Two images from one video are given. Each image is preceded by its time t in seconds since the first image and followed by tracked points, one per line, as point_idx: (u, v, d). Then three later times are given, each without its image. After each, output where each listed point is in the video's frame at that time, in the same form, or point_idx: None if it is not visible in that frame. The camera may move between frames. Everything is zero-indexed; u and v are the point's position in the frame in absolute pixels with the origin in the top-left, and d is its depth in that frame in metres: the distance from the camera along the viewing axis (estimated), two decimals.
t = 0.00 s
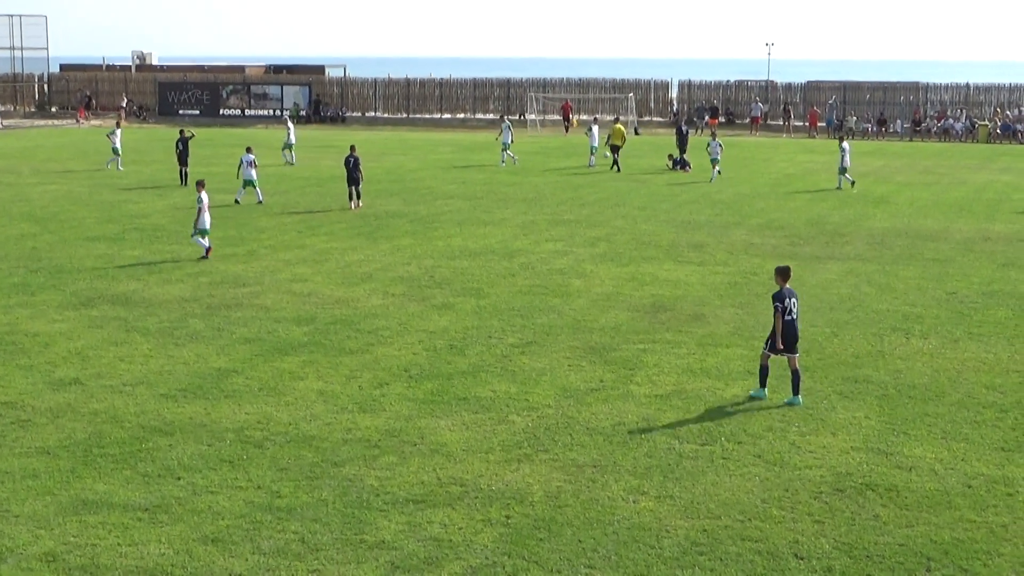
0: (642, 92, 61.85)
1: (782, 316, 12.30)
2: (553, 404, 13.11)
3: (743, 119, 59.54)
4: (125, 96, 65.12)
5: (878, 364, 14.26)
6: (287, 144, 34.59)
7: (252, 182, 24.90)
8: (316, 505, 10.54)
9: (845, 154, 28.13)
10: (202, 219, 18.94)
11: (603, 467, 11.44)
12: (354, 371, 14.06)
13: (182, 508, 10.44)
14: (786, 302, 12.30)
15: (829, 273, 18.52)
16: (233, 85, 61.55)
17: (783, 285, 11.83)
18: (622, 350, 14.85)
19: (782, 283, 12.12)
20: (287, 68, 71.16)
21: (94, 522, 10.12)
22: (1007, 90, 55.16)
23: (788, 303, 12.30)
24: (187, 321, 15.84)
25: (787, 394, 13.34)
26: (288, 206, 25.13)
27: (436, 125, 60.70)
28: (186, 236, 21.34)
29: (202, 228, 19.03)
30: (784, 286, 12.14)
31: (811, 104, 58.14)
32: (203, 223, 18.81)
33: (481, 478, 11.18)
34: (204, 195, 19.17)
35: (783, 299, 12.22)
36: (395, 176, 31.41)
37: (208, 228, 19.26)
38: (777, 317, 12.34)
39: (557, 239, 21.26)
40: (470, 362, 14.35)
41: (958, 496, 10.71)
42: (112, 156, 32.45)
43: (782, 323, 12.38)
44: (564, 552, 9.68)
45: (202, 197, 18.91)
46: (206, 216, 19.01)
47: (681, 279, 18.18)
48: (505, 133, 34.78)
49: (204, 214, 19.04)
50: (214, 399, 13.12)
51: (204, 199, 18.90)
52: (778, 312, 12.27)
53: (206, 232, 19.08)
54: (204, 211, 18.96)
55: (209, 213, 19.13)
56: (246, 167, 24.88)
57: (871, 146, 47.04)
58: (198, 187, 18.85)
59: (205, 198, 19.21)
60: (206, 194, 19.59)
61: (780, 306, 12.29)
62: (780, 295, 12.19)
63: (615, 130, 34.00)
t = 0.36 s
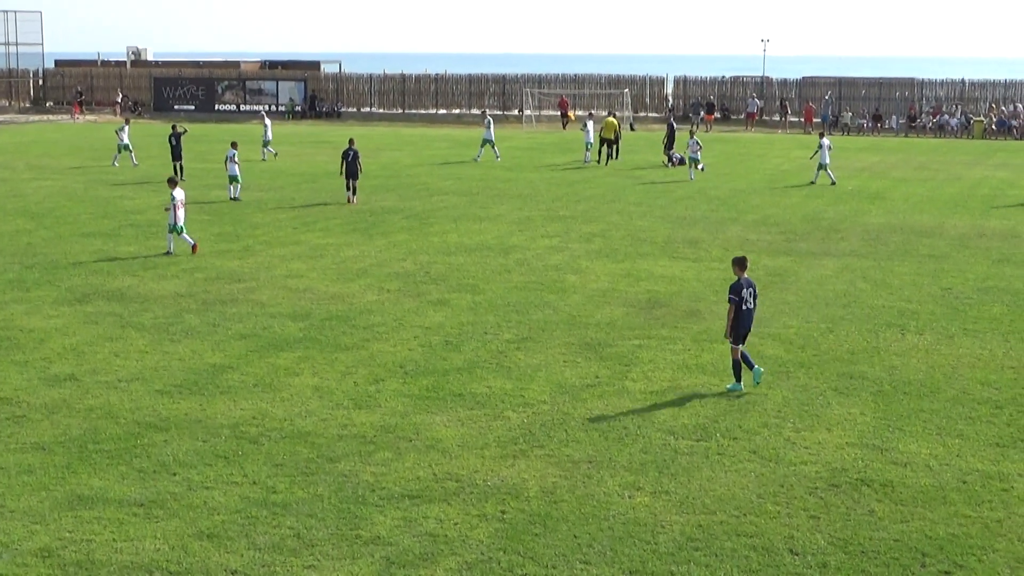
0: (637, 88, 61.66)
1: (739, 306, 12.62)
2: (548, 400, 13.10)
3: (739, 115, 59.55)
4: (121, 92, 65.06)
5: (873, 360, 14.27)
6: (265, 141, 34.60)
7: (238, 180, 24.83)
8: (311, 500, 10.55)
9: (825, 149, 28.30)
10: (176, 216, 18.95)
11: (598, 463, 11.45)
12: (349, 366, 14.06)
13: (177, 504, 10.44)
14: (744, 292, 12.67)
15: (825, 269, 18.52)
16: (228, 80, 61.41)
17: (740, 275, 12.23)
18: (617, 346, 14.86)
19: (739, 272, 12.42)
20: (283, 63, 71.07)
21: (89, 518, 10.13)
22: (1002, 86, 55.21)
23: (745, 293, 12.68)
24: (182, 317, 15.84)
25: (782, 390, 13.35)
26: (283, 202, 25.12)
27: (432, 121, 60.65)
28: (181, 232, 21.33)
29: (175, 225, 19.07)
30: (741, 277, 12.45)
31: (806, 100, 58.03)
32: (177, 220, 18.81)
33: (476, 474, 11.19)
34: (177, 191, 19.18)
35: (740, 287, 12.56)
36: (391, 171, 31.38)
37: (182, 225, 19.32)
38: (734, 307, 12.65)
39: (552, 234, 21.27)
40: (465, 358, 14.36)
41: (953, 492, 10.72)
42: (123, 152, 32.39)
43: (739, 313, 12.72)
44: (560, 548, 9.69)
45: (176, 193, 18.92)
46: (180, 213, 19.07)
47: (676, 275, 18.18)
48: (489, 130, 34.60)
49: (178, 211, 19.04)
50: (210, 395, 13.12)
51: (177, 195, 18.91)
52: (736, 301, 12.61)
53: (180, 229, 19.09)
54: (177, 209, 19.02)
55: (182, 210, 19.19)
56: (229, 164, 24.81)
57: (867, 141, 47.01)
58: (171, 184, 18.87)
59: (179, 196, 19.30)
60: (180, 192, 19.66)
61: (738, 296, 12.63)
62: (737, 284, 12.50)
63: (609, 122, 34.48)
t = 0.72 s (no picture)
0: (633, 84, 61.58)
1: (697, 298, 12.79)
2: (543, 396, 13.11)
3: (734, 111, 59.56)
4: (116, 88, 64.93)
5: (868, 356, 14.28)
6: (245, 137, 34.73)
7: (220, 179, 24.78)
8: (306, 496, 10.55)
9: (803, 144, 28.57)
10: (154, 210, 19.06)
11: (593, 459, 11.45)
12: (345, 362, 14.06)
13: (172, 500, 10.44)
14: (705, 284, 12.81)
15: (819, 266, 18.54)
16: (224, 77, 61.34)
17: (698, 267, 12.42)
18: (612, 342, 14.87)
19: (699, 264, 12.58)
20: (278, 59, 71.01)
21: (84, 514, 10.12)
22: (998, 82, 55.29)
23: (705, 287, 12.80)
24: (177, 313, 15.83)
25: (777, 385, 13.37)
26: (279, 198, 25.10)
27: (428, 117, 60.61)
28: (176, 228, 21.32)
29: (154, 219, 19.15)
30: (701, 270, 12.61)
31: (801, 96, 58.01)
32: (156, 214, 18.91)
33: (472, 470, 11.19)
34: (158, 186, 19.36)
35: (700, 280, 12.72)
36: (387, 168, 31.37)
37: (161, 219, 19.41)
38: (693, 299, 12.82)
39: (547, 231, 21.27)
40: (460, 354, 14.36)
41: (948, 488, 10.74)
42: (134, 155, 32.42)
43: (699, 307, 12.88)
44: (555, 544, 9.69)
45: (156, 187, 19.07)
46: (159, 207, 19.15)
47: (672, 271, 18.19)
48: (466, 125, 34.61)
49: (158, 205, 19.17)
50: (205, 391, 13.11)
51: (158, 190, 19.07)
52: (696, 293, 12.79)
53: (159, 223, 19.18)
54: (156, 202, 19.09)
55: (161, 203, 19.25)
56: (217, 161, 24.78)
57: (863, 137, 47.03)
58: (152, 178, 19.06)
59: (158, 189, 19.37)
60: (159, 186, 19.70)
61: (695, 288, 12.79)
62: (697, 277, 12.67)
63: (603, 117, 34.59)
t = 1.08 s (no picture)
0: (628, 81, 61.64)
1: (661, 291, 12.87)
2: (539, 393, 13.11)
3: (730, 109, 59.59)
4: (111, 85, 64.84)
5: (863, 353, 14.29)
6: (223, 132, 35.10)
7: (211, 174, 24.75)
8: (302, 494, 10.54)
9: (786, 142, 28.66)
10: (135, 204, 19.24)
11: (589, 456, 11.45)
12: (340, 360, 14.05)
13: (168, 498, 10.43)
14: (667, 272, 12.87)
15: (815, 263, 18.55)
16: (219, 74, 61.23)
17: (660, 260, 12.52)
18: (608, 339, 14.88)
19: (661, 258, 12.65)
20: (274, 56, 70.96)
21: (79, 512, 10.11)
22: (992, 80, 55.38)
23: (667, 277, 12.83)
24: (172, 310, 15.82)
25: (773, 382, 13.37)
26: (274, 195, 25.07)
27: (424, 114, 60.56)
28: (172, 225, 21.30)
29: (135, 213, 19.28)
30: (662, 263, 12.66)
31: (796, 94, 58.18)
32: (137, 208, 19.06)
33: (467, 467, 11.19)
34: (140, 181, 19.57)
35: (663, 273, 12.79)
36: (382, 165, 31.34)
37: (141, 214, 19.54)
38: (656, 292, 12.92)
39: (543, 228, 21.26)
40: (456, 351, 14.36)
41: (943, 485, 10.74)
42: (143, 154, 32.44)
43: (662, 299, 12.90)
44: (550, 541, 9.69)
45: (138, 182, 19.26)
46: (140, 202, 19.28)
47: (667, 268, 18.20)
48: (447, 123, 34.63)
49: (138, 199, 19.35)
50: (200, 388, 13.11)
51: (140, 185, 19.27)
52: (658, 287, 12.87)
53: (139, 217, 19.34)
54: (137, 197, 19.22)
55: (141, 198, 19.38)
56: (201, 156, 24.64)
57: (859, 135, 47.04)
58: (134, 172, 19.30)
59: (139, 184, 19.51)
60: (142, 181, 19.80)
61: (657, 281, 12.69)
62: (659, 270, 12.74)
63: (596, 114, 34.61)
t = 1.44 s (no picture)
0: (623, 78, 61.72)
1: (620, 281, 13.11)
2: (534, 390, 13.11)
3: (725, 106, 59.61)
4: (106, 82, 64.75)
5: (858, 350, 14.31)
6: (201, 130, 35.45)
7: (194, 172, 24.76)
8: (297, 491, 10.55)
9: (766, 139, 28.81)
10: (118, 199, 19.37)
11: (583, 453, 11.46)
12: (335, 356, 14.06)
13: (162, 495, 10.43)
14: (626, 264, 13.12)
15: (810, 260, 18.56)
16: (214, 71, 61.17)
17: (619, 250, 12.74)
18: (603, 336, 14.89)
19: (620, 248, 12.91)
20: (269, 53, 70.88)
21: (74, 509, 10.11)
22: (987, 77, 55.46)
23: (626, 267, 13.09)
24: (167, 307, 15.82)
25: (767, 379, 13.39)
26: (268, 192, 25.06)
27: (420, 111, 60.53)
28: (167, 222, 21.29)
29: (117, 208, 19.39)
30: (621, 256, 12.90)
31: (791, 91, 58.25)
32: (119, 203, 19.17)
33: (462, 464, 11.19)
34: (122, 177, 19.73)
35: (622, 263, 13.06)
36: (377, 162, 31.31)
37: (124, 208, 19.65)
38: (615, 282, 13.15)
39: (538, 225, 21.25)
40: (451, 349, 14.36)
41: (937, 481, 10.76)
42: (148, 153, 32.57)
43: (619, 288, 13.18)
44: (545, 538, 9.70)
45: (121, 177, 19.42)
46: (122, 196, 19.40)
47: (662, 265, 18.20)
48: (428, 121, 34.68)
49: (121, 194, 19.48)
50: (195, 385, 13.11)
51: (123, 180, 19.42)
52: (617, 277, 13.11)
53: (122, 212, 19.46)
54: (120, 191, 19.33)
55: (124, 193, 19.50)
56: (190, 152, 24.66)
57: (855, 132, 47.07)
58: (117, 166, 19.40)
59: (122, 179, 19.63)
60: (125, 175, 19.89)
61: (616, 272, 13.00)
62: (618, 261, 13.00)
63: (589, 111, 34.60)
